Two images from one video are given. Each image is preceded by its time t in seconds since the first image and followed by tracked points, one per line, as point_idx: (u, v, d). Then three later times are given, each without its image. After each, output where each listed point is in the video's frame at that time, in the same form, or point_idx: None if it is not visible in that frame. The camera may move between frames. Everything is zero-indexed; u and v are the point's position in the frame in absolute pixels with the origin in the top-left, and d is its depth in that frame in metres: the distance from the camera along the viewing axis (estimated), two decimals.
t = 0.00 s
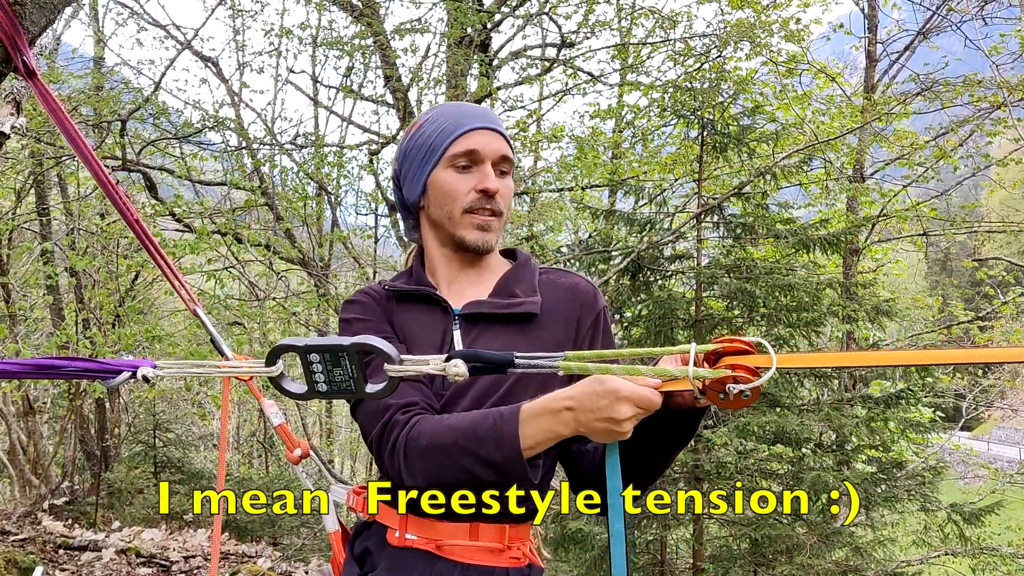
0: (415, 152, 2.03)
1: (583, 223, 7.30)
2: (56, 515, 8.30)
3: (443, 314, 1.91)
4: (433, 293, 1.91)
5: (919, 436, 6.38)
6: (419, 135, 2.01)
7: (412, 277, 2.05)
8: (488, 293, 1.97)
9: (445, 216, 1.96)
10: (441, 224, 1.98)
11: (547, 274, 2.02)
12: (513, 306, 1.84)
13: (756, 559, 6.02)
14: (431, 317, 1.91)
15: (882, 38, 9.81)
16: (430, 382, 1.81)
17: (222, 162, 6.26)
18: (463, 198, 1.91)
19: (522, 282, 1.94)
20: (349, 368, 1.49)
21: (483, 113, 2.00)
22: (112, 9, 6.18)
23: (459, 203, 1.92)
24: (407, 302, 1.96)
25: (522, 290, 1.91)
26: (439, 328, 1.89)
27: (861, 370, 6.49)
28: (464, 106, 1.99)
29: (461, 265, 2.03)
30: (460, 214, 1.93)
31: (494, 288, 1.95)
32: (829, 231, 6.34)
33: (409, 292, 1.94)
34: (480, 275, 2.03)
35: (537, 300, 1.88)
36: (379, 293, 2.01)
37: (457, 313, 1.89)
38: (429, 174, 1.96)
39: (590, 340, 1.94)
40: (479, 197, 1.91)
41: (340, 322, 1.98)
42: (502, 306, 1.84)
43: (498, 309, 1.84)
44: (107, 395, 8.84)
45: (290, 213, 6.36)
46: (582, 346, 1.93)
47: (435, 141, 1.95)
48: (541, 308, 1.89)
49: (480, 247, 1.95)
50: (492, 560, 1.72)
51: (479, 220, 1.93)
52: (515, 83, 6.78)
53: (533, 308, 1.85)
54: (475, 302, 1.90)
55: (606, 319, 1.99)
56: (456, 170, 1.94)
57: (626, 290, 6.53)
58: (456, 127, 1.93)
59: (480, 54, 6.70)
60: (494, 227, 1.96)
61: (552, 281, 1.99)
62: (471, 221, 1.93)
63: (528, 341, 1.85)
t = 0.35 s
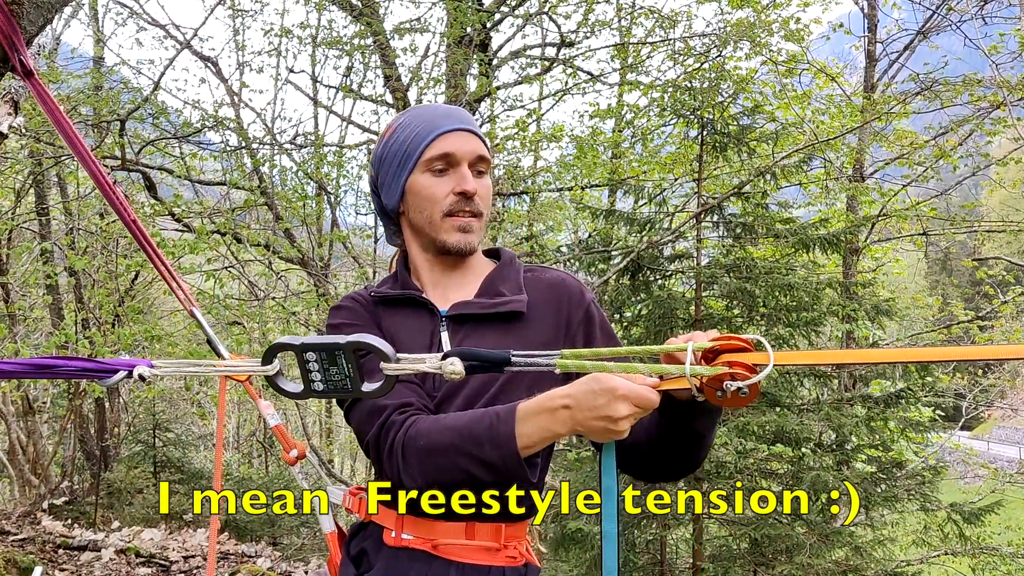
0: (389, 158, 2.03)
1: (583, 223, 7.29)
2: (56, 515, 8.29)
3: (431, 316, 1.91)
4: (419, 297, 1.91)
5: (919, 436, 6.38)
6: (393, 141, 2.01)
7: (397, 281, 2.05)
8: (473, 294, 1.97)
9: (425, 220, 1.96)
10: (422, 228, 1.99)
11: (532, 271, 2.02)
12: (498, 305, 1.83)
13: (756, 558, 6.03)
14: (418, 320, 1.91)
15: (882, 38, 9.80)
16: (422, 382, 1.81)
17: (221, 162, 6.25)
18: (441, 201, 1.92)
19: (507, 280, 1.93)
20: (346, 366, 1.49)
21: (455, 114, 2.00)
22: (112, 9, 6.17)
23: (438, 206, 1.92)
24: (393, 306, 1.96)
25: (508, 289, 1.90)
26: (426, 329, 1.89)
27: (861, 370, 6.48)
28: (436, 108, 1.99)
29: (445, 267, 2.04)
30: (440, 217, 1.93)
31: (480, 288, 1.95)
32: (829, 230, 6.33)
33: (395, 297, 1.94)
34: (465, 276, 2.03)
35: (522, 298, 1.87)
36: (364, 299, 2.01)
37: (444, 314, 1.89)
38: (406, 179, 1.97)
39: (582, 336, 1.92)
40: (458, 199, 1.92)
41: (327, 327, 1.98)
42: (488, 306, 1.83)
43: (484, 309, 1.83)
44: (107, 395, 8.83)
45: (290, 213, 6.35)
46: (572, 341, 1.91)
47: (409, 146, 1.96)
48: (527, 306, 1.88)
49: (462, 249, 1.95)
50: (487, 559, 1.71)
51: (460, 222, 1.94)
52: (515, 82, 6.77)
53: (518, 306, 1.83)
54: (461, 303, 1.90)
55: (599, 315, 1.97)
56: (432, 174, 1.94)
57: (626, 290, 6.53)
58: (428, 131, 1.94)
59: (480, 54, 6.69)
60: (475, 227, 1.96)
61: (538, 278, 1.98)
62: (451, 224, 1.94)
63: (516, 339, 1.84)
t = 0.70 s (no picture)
0: (380, 161, 2.02)
1: (582, 221, 7.28)
2: (55, 514, 8.27)
3: (427, 313, 1.91)
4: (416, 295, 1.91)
5: (919, 434, 6.37)
6: (383, 144, 2.01)
7: (393, 280, 2.05)
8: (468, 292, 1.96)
9: (417, 224, 1.96)
10: (415, 232, 1.98)
11: (525, 266, 2.02)
12: (494, 300, 1.83)
13: (756, 557, 6.02)
14: (414, 318, 1.91)
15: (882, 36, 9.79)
16: (420, 377, 1.81)
17: (221, 160, 6.25)
18: (433, 205, 1.92)
19: (502, 276, 1.93)
20: (343, 364, 1.49)
21: (446, 116, 1.99)
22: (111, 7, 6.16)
23: (430, 211, 1.92)
24: (389, 304, 1.96)
25: (502, 283, 1.90)
26: (423, 325, 1.89)
27: (861, 369, 6.47)
28: (425, 111, 1.99)
29: (439, 269, 2.03)
30: (433, 221, 1.93)
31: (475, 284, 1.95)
32: (829, 229, 6.33)
33: (391, 295, 1.95)
34: (460, 277, 2.02)
35: (518, 293, 1.86)
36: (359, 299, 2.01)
37: (440, 311, 1.89)
38: (397, 184, 1.97)
39: (585, 332, 1.89)
40: (449, 203, 1.91)
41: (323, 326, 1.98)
42: (483, 301, 1.83)
43: (480, 304, 1.83)
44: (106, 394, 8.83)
45: (289, 211, 6.34)
46: (571, 336, 1.90)
47: (399, 150, 1.96)
48: (522, 300, 1.88)
49: (456, 253, 1.95)
50: (487, 554, 1.71)
51: (452, 226, 1.93)
52: (515, 81, 6.76)
53: (514, 301, 1.83)
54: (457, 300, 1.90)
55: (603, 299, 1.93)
56: (423, 178, 1.94)
57: (626, 289, 6.52)
58: (419, 136, 1.93)
59: (480, 52, 6.68)
60: (469, 230, 1.96)
61: (532, 272, 1.98)
62: (444, 228, 1.93)
63: (512, 334, 1.84)
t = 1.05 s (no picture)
0: (375, 162, 2.02)
1: (583, 220, 7.28)
2: (55, 512, 8.28)
3: (425, 312, 1.91)
4: (414, 294, 1.91)
5: (919, 433, 6.37)
6: (378, 144, 2.01)
7: (390, 279, 2.04)
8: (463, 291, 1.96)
9: (412, 224, 1.96)
10: (409, 232, 1.98)
11: (521, 263, 2.01)
12: (491, 297, 1.83)
13: (756, 555, 6.02)
14: (412, 317, 1.91)
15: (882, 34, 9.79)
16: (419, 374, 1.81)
17: (220, 159, 6.24)
18: (426, 206, 1.91)
19: (497, 274, 1.92)
20: (342, 363, 1.48)
21: (441, 117, 1.98)
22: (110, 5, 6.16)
23: (423, 212, 1.92)
24: (387, 304, 1.95)
25: (499, 281, 1.90)
26: (421, 323, 1.89)
27: (861, 367, 6.47)
28: (421, 111, 1.98)
29: (433, 270, 2.02)
30: (426, 221, 1.92)
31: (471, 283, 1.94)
32: (828, 227, 6.33)
33: (390, 294, 1.94)
34: (455, 277, 2.02)
35: (513, 289, 1.86)
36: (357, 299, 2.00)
37: (438, 309, 1.89)
38: (392, 184, 1.96)
39: (585, 326, 1.90)
40: (443, 204, 1.91)
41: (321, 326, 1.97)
42: (480, 299, 1.82)
43: (477, 302, 1.82)
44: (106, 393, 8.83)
45: (289, 210, 6.34)
46: (570, 330, 1.90)
47: (394, 151, 1.95)
48: (518, 297, 1.88)
49: (450, 253, 1.94)
50: (488, 549, 1.71)
51: (446, 227, 1.92)
52: (514, 79, 6.75)
53: (510, 297, 1.83)
54: (453, 299, 1.89)
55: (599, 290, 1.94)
56: (418, 179, 1.94)
57: (625, 287, 6.52)
58: (412, 137, 1.93)
59: (479, 50, 6.67)
60: (462, 231, 1.95)
61: (527, 269, 1.97)
62: (437, 228, 1.93)
63: (509, 331, 1.84)
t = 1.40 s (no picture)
0: (363, 164, 2.03)
1: (583, 218, 7.27)
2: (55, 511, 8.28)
3: (419, 311, 1.90)
4: (406, 293, 1.90)
5: (918, 431, 6.38)
6: (366, 147, 2.01)
7: (382, 280, 2.04)
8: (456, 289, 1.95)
9: (401, 226, 1.96)
10: (400, 233, 1.98)
11: (512, 259, 2.02)
12: (485, 292, 1.83)
13: (756, 554, 6.02)
14: (406, 317, 1.90)
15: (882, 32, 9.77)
16: (417, 373, 1.81)
17: (220, 158, 6.24)
18: (415, 208, 1.92)
19: (488, 268, 1.93)
20: (341, 361, 1.48)
21: (429, 117, 1.98)
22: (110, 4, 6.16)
23: (412, 213, 1.92)
24: (380, 304, 1.95)
25: (491, 276, 1.90)
26: (416, 322, 1.89)
27: (861, 365, 6.46)
28: (408, 113, 1.99)
29: (425, 270, 2.03)
30: (415, 223, 1.93)
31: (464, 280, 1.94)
32: (828, 225, 6.34)
33: (383, 295, 1.94)
34: (447, 276, 2.01)
35: (506, 283, 1.87)
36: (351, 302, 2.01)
37: (432, 308, 1.88)
38: (381, 187, 1.97)
39: (581, 314, 1.89)
40: (432, 205, 1.91)
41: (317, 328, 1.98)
42: (475, 294, 1.83)
43: (472, 297, 1.83)
44: (105, 392, 8.83)
45: (289, 209, 6.33)
46: (566, 319, 1.89)
47: (381, 153, 1.96)
48: (512, 292, 1.88)
49: (441, 253, 1.95)
50: (489, 545, 1.71)
51: (436, 228, 1.93)
52: (514, 77, 6.74)
53: (505, 291, 1.84)
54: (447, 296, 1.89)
55: (592, 277, 1.94)
56: (406, 181, 1.94)
57: (625, 286, 6.52)
58: (399, 139, 1.93)
59: (479, 49, 6.67)
60: (453, 232, 1.95)
61: (518, 264, 1.97)
62: (427, 229, 1.93)
63: (504, 326, 1.84)
